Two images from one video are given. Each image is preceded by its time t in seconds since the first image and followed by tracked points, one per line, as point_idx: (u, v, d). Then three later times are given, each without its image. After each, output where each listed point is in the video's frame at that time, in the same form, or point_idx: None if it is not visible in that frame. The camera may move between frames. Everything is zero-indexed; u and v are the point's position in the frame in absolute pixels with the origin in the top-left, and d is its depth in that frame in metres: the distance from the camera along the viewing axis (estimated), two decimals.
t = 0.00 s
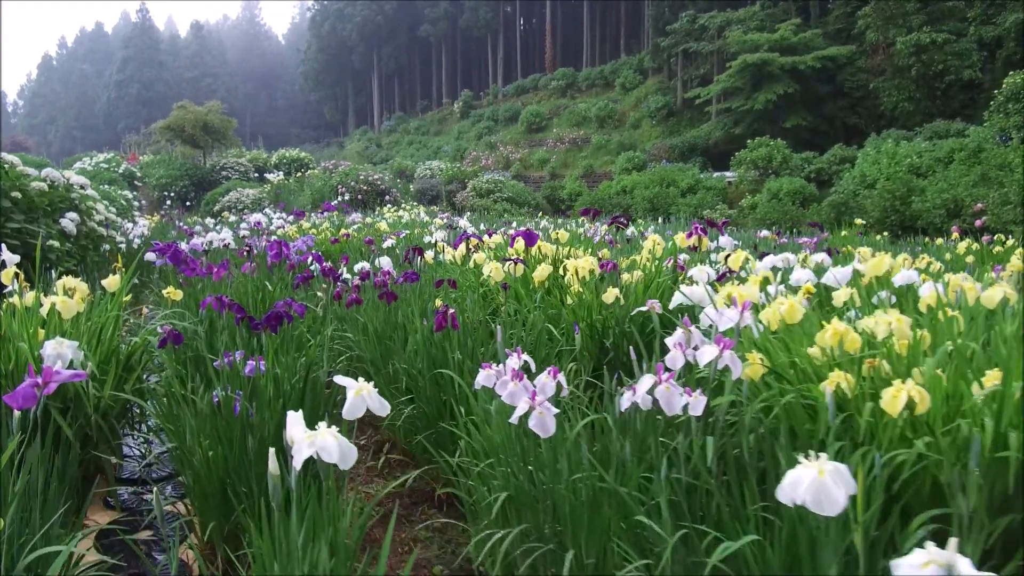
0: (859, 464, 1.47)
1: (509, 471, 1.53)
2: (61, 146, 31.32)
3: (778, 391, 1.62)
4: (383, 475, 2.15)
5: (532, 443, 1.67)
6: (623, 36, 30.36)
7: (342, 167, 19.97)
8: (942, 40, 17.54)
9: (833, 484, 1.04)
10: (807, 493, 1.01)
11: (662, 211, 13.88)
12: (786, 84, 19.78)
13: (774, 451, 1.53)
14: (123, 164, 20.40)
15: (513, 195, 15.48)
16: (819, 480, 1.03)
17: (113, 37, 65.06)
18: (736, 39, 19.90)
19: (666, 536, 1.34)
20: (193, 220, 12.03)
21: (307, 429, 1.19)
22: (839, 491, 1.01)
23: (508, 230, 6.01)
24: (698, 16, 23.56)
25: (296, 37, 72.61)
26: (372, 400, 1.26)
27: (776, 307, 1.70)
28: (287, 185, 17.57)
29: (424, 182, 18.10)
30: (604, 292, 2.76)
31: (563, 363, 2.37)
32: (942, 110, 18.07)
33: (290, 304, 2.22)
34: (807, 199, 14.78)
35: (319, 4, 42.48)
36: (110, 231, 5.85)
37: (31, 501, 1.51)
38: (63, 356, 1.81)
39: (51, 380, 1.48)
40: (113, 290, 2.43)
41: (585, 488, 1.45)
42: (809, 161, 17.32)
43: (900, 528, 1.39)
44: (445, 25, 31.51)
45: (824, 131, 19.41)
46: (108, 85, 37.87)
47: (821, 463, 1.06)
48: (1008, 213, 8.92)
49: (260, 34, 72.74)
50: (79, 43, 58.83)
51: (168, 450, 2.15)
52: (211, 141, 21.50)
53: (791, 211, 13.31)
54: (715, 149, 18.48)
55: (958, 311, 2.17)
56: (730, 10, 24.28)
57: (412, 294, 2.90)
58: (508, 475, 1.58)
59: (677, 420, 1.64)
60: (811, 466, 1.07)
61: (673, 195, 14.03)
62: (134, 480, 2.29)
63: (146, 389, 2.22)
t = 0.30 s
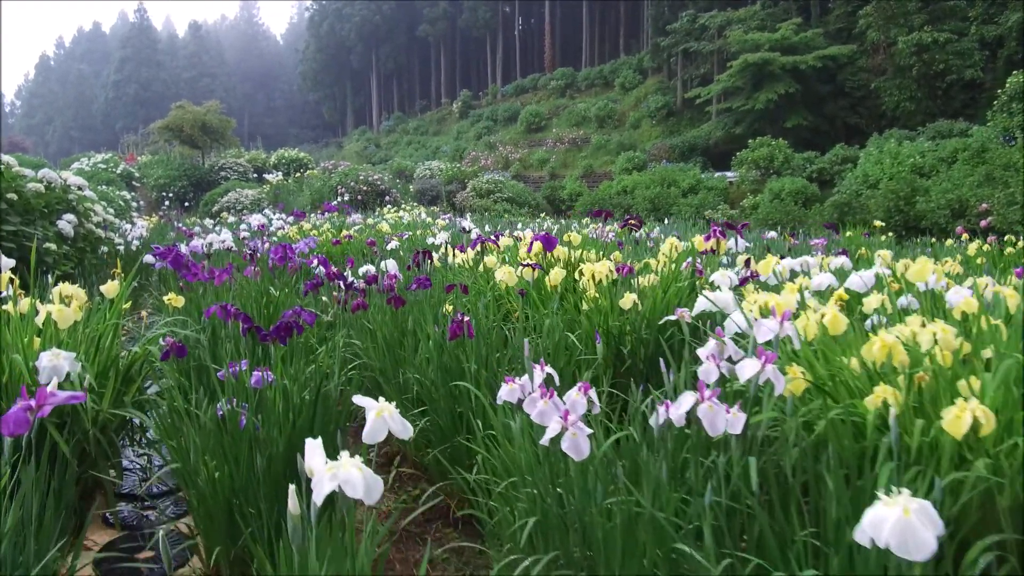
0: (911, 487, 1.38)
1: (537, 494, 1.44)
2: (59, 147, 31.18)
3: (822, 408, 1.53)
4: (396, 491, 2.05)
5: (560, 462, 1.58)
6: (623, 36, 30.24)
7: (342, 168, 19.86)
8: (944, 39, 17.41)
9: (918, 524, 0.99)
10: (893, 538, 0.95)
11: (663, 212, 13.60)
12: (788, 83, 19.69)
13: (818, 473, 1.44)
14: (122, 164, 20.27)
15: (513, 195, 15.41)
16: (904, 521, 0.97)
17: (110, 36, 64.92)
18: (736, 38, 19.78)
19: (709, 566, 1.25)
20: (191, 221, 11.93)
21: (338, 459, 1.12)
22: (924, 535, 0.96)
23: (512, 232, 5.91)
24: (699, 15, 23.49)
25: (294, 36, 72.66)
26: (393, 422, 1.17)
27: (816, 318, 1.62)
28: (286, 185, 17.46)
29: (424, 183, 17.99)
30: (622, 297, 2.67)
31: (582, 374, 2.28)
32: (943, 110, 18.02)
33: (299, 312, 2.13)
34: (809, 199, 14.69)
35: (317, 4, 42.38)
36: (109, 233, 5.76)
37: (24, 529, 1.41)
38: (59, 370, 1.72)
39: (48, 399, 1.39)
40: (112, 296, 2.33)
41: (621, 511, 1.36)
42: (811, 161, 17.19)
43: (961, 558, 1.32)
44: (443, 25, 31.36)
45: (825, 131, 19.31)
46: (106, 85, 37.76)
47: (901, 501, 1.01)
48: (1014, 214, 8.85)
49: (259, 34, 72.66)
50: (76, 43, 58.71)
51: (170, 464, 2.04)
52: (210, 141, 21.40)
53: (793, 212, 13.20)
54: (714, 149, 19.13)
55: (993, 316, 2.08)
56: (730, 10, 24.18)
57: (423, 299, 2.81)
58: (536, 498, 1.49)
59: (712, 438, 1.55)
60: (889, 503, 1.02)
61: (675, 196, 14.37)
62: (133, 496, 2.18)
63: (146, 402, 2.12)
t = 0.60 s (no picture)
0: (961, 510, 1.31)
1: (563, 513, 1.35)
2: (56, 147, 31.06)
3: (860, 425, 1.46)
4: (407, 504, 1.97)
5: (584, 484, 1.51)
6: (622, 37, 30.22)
7: (341, 168, 19.78)
8: (945, 39, 17.37)
9: (1001, 561, 0.94)
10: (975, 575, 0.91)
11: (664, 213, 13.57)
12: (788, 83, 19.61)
13: (862, 494, 1.37)
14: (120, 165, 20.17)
15: (513, 197, 15.34)
16: (984, 560, 0.92)
17: (108, 37, 64.77)
18: (736, 39, 19.70)
19: None
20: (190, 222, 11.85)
21: (369, 489, 1.06)
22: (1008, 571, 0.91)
23: (517, 235, 5.82)
24: (699, 15, 23.41)
25: (292, 36, 72.65)
26: (414, 445, 1.09)
27: (851, 330, 1.55)
28: (284, 185, 17.37)
29: (423, 183, 17.89)
30: (636, 305, 2.60)
31: (600, 384, 2.20)
32: (943, 110, 17.99)
33: (308, 322, 2.04)
34: (811, 200, 14.61)
35: (315, 3, 42.27)
36: (107, 235, 5.68)
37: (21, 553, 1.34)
38: (57, 382, 1.65)
39: (49, 422, 1.32)
40: (111, 304, 2.25)
41: (652, 534, 1.29)
42: (812, 161, 17.00)
43: None
44: (442, 24, 31.31)
45: (825, 131, 19.21)
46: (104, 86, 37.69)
47: (979, 536, 0.96)
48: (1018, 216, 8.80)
49: (257, 34, 72.58)
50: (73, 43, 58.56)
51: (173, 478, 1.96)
52: (208, 142, 21.30)
53: (794, 213, 13.13)
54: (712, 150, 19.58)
55: None
56: (730, 10, 24.11)
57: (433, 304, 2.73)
58: (559, 519, 1.41)
59: (746, 455, 1.47)
60: (965, 539, 0.97)
61: (675, 197, 14.53)
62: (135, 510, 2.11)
63: (148, 413, 2.05)
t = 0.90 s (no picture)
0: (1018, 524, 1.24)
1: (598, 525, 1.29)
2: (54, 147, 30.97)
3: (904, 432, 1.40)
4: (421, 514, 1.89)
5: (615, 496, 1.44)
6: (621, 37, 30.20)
7: (341, 167, 19.70)
8: (946, 38, 17.28)
9: None
10: None
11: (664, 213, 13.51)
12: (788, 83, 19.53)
13: (909, 504, 1.30)
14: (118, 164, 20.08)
15: (514, 197, 15.28)
16: None
17: (106, 37, 64.55)
18: (737, 38, 19.59)
19: None
20: (189, 222, 11.74)
21: (406, 506, 1.01)
22: None
23: (521, 235, 5.77)
24: (699, 15, 23.32)
25: (291, 37, 72.57)
26: (446, 457, 1.03)
27: (894, 330, 1.48)
28: (284, 185, 17.29)
29: (423, 182, 17.80)
30: (654, 306, 2.54)
31: (622, 387, 2.13)
32: (944, 110, 17.93)
33: (323, 324, 1.98)
34: (812, 200, 14.52)
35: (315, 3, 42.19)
36: (105, 235, 5.60)
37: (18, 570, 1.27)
38: (60, 387, 1.59)
39: (56, 432, 1.25)
40: (115, 304, 2.18)
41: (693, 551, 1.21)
42: (814, 161, 16.86)
43: None
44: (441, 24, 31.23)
45: (826, 131, 19.16)
46: (102, 86, 37.56)
47: None
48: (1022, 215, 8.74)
49: (256, 34, 72.49)
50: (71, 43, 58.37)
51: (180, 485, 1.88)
52: (207, 141, 21.21)
53: (796, 212, 13.03)
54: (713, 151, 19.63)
55: None
56: (730, 10, 24.03)
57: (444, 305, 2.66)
58: (593, 531, 1.34)
59: (787, 463, 1.41)
60: None
61: (678, 197, 14.54)
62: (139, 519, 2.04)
63: (154, 418, 1.98)
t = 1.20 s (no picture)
0: None
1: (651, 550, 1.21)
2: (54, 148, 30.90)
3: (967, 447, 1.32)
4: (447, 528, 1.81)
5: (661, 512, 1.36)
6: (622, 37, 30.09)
7: (342, 168, 19.61)
8: (949, 38, 17.17)
9: None
10: None
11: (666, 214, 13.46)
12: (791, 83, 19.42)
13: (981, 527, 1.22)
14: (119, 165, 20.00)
15: (515, 197, 15.24)
16: None
17: (106, 36, 64.36)
18: (740, 38, 19.45)
19: None
20: (190, 223, 11.66)
21: (472, 546, 0.95)
22: None
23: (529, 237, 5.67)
24: (701, 14, 23.20)
25: (292, 36, 72.43)
26: (502, 482, 0.97)
27: (958, 340, 1.39)
28: (285, 186, 17.20)
29: (424, 183, 17.68)
30: (680, 310, 2.45)
31: (654, 396, 2.05)
32: (947, 110, 17.83)
33: (346, 333, 1.90)
34: (816, 201, 14.38)
35: (315, 3, 42.06)
36: (109, 237, 5.54)
37: None
38: (72, 401, 1.51)
39: (79, 457, 1.17)
40: (125, 310, 2.11)
41: None
42: (817, 161, 16.77)
43: None
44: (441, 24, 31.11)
45: (829, 131, 19.06)
46: (102, 86, 37.40)
47: None
48: None
49: (256, 33, 72.30)
50: (71, 43, 58.22)
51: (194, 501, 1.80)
52: (208, 142, 21.12)
53: (800, 213, 12.93)
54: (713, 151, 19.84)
55: None
56: (732, 9, 23.93)
57: (463, 310, 2.58)
58: (642, 554, 1.26)
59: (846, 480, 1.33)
60: None
61: (681, 198, 14.46)
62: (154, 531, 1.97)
63: (168, 429, 1.90)
